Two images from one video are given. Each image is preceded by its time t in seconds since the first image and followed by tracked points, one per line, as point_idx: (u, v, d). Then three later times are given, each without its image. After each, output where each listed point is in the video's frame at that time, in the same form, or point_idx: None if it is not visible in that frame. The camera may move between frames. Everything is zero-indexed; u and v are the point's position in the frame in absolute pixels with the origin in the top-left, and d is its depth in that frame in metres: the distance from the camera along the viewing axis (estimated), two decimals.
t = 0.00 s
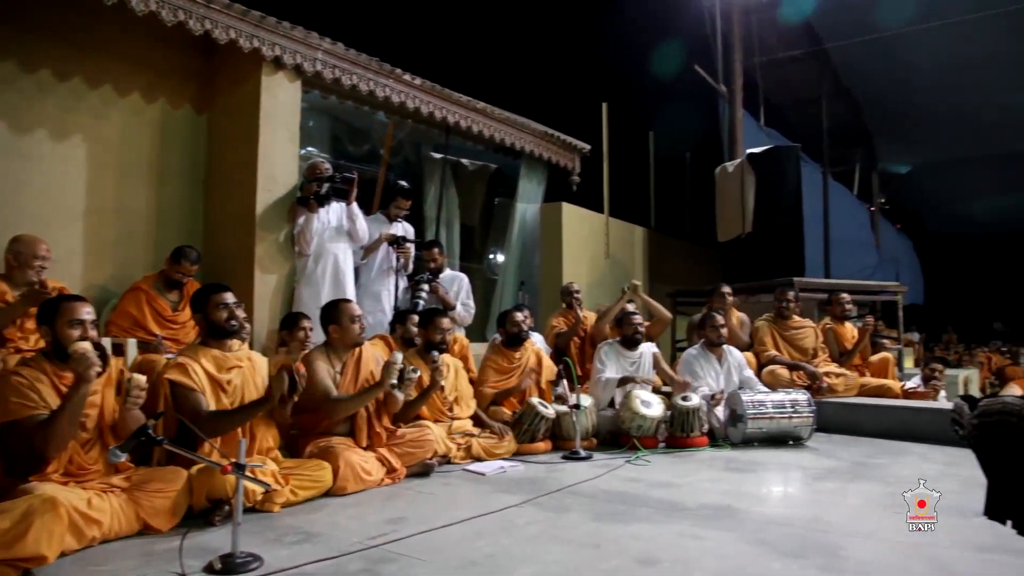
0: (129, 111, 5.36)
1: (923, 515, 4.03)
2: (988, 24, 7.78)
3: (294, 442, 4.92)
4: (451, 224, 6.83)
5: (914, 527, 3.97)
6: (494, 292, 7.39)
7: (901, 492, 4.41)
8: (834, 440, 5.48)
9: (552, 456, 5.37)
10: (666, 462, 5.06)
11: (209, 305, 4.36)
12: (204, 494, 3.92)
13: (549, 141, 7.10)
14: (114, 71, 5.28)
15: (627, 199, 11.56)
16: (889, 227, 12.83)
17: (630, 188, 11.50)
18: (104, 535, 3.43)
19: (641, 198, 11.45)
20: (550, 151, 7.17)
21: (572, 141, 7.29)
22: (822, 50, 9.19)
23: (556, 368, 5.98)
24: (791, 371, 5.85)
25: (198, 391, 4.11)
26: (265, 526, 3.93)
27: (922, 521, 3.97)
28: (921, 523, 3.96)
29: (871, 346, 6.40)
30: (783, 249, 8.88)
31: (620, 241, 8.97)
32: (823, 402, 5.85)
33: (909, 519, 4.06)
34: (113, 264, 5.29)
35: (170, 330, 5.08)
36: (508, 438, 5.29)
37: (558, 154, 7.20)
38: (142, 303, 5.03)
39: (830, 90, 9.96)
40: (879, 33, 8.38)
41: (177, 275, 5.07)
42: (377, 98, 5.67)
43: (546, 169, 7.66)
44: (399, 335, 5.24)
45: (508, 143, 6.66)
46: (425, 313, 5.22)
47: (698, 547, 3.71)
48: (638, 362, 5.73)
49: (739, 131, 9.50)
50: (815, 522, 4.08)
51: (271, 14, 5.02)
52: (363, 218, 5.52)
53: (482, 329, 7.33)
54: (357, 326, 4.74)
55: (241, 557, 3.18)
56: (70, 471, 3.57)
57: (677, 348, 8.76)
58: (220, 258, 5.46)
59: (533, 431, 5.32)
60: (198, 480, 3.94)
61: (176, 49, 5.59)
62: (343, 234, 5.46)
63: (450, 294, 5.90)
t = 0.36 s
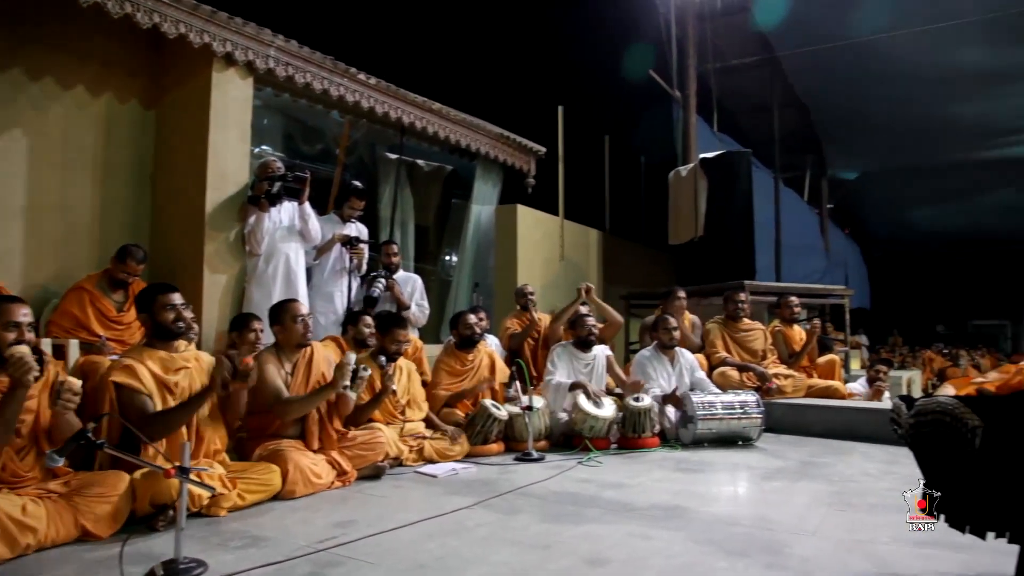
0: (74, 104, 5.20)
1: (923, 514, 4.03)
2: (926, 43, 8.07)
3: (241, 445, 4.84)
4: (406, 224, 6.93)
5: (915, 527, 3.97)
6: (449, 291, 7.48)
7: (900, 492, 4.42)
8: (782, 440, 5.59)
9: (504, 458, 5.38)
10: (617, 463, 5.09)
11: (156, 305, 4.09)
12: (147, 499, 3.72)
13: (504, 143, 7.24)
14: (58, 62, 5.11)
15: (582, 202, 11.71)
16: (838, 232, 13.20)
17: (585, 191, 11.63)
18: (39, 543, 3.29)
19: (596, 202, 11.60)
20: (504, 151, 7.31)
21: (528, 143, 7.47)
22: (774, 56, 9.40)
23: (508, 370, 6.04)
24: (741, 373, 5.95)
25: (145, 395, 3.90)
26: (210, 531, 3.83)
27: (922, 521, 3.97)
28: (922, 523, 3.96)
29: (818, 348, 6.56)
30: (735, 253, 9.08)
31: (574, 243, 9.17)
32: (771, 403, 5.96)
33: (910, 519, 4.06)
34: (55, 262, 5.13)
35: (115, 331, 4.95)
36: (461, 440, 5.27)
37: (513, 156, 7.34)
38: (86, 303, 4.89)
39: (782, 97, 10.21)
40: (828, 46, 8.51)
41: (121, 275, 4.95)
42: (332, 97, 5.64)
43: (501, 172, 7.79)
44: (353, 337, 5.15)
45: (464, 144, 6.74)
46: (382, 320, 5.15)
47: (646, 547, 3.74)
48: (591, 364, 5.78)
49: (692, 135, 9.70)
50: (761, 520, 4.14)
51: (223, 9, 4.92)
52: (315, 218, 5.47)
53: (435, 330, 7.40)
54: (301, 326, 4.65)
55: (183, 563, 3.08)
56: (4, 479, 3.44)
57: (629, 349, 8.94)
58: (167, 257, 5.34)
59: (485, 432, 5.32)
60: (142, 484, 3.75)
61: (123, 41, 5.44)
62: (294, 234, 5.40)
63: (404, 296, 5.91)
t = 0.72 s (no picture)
0: (19, 99, 5.03)
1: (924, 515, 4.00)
2: (871, 52, 8.35)
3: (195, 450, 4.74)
4: (364, 227, 6.99)
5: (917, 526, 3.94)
6: (407, 295, 7.52)
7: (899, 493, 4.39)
8: (737, 439, 5.67)
9: (463, 461, 5.37)
10: (575, 464, 5.11)
11: (103, 311, 3.90)
12: (94, 509, 3.61)
13: (463, 144, 7.50)
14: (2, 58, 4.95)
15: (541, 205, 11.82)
16: (794, 235, 13.51)
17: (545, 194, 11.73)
18: None
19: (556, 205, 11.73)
20: (461, 153, 7.52)
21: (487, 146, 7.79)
22: (730, 61, 9.72)
23: (466, 372, 6.06)
24: (697, 373, 6.04)
25: (90, 403, 3.74)
26: (160, 539, 3.72)
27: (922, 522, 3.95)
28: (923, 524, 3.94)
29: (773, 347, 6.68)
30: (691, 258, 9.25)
31: (533, 246, 9.27)
32: (728, 402, 6.04)
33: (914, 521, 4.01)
34: None
35: (62, 335, 4.82)
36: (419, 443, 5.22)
37: (473, 157, 7.64)
38: (31, 306, 4.75)
39: (738, 101, 10.55)
40: (779, 51, 8.80)
41: (69, 279, 4.80)
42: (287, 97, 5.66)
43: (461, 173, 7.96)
44: (310, 338, 5.16)
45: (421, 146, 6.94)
46: (339, 322, 5.12)
47: (603, 547, 3.75)
48: (550, 365, 5.83)
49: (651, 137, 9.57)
50: (716, 518, 4.19)
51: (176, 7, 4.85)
52: (271, 220, 5.40)
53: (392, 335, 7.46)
54: (255, 329, 4.57)
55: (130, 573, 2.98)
56: None
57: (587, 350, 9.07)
58: (118, 260, 5.21)
59: (444, 435, 5.31)
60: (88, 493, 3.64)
61: (71, 38, 5.31)
62: (249, 235, 5.32)
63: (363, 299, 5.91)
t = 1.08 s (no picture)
0: None
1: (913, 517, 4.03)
2: (822, 60, 8.54)
3: (146, 457, 4.59)
4: (323, 229, 7.03)
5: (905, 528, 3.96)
6: (367, 296, 7.55)
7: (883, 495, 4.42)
8: (694, 439, 5.73)
9: (420, 464, 5.36)
10: (533, 465, 5.11)
11: (47, 312, 3.74)
12: (36, 519, 3.50)
13: (422, 146, 7.57)
14: None
15: (501, 207, 11.83)
16: (752, 238, 13.75)
17: (505, 197, 11.75)
18: None
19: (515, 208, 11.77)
20: (420, 155, 7.62)
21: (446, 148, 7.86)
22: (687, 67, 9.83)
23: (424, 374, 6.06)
24: (656, 374, 6.11)
25: (35, 408, 3.59)
26: (106, 547, 3.59)
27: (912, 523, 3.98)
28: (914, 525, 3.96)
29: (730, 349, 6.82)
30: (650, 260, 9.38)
31: (493, 248, 9.32)
32: (686, 403, 6.10)
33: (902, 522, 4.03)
34: None
35: (6, 340, 4.68)
36: (376, 446, 5.19)
37: (432, 159, 7.78)
38: None
39: (697, 105, 10.60)
40: (733, 58, 8.93)
41: (14, 280, 4.68)
42: (242, 96, 5.66)
43: (421, 175, 8.01)
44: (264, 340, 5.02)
45: (380, 146, 7.00)
46: (294, 325, 5.05)
47: (558, 547, 3.74)
48: (508, 367, 5.84)
49: (609, 142, 9.88)
50: (671, 517, 4.21)
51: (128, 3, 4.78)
52: (226, 220, 5.33)
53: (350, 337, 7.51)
54: (208, 331, 4.50)
55: None
56: None
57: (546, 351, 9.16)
58: (64, 260, 5.07)
59: (401, 438, 5.28)
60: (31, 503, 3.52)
61: (18, 34, 5.08)
62: (203, 236, 5.24)
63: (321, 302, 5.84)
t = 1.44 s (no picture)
0: None
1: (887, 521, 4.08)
2: (778, 68, 8.72)
3: (94, 460, 4.47)
4: (282, 230, 7.09)
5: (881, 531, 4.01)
6: (326, 297, 7.62)
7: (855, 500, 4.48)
8: (653, 442, 5.77)
9: (378, 468, 5.32)
10: (492, 469, 5.11)
11: None
12: None
13: (385, 147, 7.66)
14: None
15: (463, 210, 11.83)
16: (713, 244, 13.96)
17: (467, 199, 11.77)
18: None
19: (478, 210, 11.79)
20: (382, 157, 7.69)
21: (409, 150, 7.94)
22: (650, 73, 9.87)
23: (384, 376, 6.04)
24: (615, 377, 6.16)
25: None
26: (49, 554, 3.45)
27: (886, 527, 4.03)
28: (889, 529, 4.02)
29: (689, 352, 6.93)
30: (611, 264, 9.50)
31: (455, 251, 9.35)
32: (646, 407, 6.15)
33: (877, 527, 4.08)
34: None
35: None
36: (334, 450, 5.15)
37: (395, 162, 7.90)
38: None
39: (658, 112, 10.67)
40: (694, 65, 9.06)
41: None
42: (199, 94, 5.67)
43: (382, 176, 8.07)
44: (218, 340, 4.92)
45: (341, 147, 7.08)
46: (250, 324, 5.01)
47: (515, 550, 3.71)
48: (467, 370, 5.82)
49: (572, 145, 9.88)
50: (628, 519, 4.22)
51: None
52: (182, 219, 5.24)
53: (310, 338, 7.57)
54: (164, 331, 4.37)
55: None
56: None
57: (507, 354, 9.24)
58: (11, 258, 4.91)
59: (359, 441, 5.24)
60: None
61: None
62: (159, 236, 5.15)
63: (281, 303, 5.78)
